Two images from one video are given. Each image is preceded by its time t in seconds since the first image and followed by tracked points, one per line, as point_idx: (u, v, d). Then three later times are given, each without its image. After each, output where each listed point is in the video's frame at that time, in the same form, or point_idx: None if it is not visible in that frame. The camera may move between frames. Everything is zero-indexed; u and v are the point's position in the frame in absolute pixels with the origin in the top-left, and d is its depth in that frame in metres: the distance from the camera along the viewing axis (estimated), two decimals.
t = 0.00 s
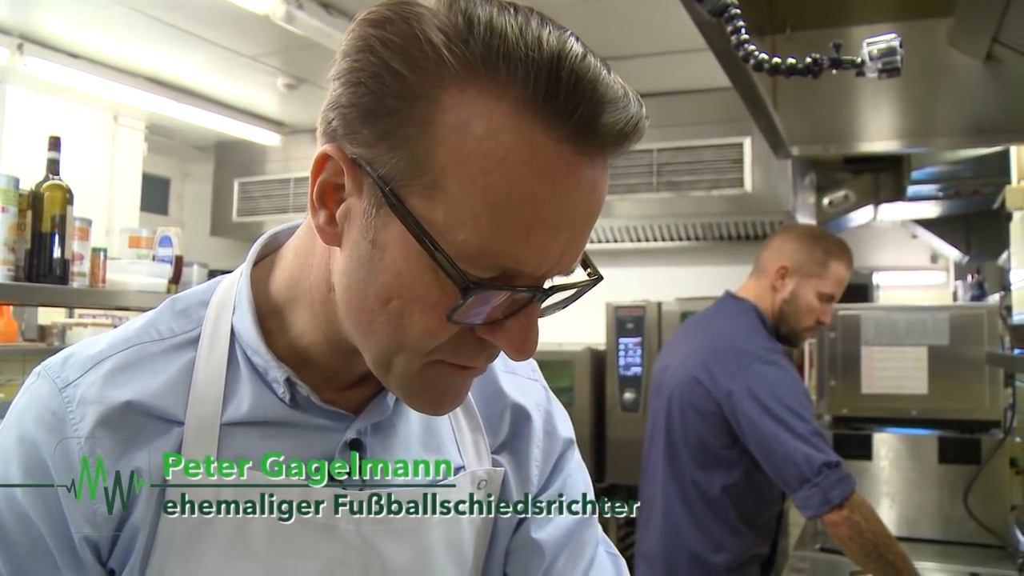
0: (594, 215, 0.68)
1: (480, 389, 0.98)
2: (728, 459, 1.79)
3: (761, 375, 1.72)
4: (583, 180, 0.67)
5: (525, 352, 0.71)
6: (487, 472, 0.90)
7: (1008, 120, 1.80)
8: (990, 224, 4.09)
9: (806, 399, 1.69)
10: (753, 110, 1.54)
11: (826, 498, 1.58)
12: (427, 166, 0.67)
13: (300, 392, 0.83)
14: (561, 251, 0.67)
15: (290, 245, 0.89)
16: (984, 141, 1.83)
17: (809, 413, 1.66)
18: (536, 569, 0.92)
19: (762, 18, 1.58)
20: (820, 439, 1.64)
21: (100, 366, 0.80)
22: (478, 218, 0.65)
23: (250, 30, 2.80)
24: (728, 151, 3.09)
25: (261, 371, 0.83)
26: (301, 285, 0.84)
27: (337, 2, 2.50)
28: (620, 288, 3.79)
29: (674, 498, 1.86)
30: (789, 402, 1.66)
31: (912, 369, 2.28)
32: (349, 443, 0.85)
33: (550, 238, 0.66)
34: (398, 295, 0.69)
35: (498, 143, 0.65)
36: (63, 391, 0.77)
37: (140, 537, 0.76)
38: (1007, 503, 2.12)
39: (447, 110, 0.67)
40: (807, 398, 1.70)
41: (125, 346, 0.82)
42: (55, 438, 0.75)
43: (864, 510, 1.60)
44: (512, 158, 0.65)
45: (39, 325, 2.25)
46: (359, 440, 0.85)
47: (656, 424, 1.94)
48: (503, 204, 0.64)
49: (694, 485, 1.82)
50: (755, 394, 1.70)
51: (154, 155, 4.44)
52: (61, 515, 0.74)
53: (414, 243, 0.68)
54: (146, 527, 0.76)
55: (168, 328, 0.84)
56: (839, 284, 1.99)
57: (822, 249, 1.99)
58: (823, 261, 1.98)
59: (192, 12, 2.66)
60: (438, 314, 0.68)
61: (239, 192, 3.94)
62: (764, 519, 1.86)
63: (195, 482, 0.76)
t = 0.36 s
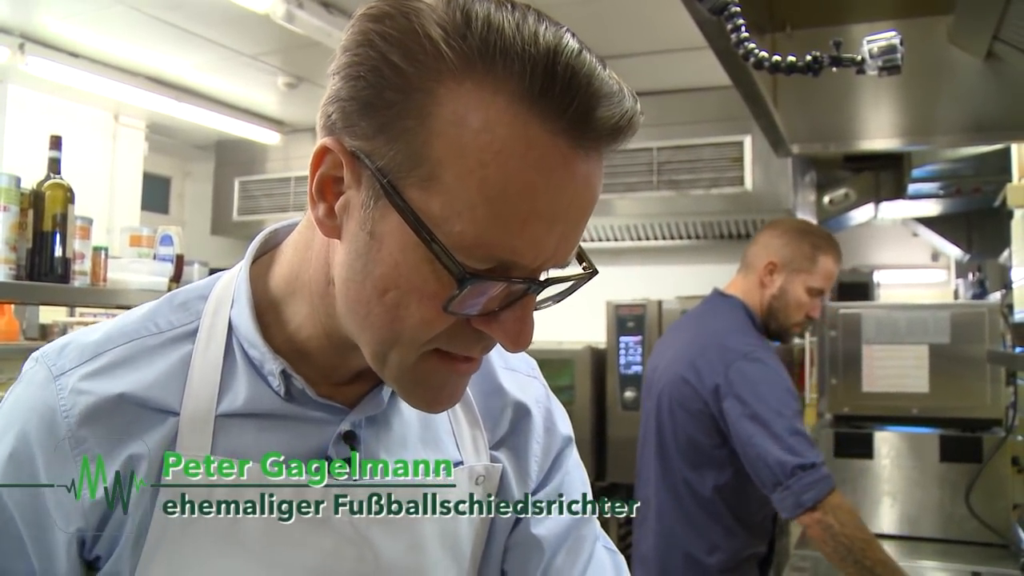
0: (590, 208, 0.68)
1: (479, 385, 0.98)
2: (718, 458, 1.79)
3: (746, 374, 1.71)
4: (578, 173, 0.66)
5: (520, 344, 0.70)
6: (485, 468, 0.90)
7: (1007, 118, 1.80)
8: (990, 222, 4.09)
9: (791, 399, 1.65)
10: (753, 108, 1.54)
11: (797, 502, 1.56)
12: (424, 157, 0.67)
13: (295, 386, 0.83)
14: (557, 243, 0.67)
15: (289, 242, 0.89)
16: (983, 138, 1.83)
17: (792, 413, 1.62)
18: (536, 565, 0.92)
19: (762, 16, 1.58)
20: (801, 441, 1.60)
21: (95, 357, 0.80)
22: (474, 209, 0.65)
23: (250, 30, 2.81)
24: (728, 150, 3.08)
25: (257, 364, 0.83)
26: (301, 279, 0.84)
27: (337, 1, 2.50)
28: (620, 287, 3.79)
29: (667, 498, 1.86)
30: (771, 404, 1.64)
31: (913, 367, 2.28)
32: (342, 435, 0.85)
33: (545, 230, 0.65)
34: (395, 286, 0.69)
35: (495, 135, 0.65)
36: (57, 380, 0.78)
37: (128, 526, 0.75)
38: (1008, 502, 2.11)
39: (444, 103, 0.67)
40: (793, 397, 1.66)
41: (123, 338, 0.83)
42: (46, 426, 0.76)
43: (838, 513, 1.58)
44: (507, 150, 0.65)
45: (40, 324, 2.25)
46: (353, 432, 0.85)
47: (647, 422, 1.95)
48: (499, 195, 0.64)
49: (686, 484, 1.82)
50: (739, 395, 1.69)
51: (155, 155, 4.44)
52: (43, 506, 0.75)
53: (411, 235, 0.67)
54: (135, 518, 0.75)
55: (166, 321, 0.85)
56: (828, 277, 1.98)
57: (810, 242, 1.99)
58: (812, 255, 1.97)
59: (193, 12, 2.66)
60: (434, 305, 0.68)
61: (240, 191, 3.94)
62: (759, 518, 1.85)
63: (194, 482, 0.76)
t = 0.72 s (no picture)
0: (565, 199, 0.69)
1: (456, 376, 0.99)
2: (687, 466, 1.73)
3: (701, 384, 1.65)
4: (553, 163, 0.67)
5: (504, 335, 0.71)
6: (470, 457, 0.92)
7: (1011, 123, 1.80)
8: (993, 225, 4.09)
9: (746, 417, 1.61)
10: (756, 111, 1.54)
11: (716, 525, 1.59)
12: (400, 156, 0.67)
13: (290, 391, 0.82)
14: (536, 235, 0.67)
15: (267, 245, 0.89)
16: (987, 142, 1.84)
17: (744, 435, 1.58)
18: (530, 546, 0.94)
19: (764, 20, 1.58)
20: (749, 463, 1.58)
21: (84, 378, 0.78)
22: (454, 206, 0.65)
23: (253, 34, 2.81)
24: (730, 153, 3.06)
25: (248, 372, 0.82)
26: (281, 284, 0.84)
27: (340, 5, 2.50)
28: (623, 290, 3.80)
29: (644, 505, 1.83)
30: (719, 419, 1.60)
31: (916, 371, 2.28)
32: (339, 437, 0.85)
33: (523, 222, 0.66)
34: (378, 285, 0.68)
35: (470, 131, 0.65)
36: (48, 406, 0.76)
37: (136, 541, 0.76)
38: (1011, 505, 2.11)
39: (418, 101, 0.67)
40: (746, 413, 1.61)
41: (106, 357, 0.81)
42: (45, 452, 0.74)
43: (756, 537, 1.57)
44: (483, 145, 0.65)
45: (44, 328, 2.25)
46: (349, 434, 0.85)
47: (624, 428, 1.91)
48: (476, 190, 0.65)
49: (660, 492, 1.79)
50: (691, 406, 1.65)
51: (158, 158, 4.45)
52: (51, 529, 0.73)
53: (392, 234, 0.67)
54: (142, 532, 0.76)
55: (149, 334, 0.83)
56: (801, 275, 1.93)
57: (782, 242, 1.93)
58: (784, 254, 1.93)
59: (196, 16, 2.67)
60: (418, 303, 0.68)
61: (242, 195, 3.94)
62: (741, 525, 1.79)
63: (195, 481, 0.76)
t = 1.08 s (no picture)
0: (567, 205, 0.69)
1: (456, 379, 0.99)
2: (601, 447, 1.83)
3: (601, 358, 1.79)
4: (555, 170, 0.67)
5: (504, 340, 0.71)
6: (469, 461, 0.92)
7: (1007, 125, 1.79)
8: (991, 229, 4.09)
9: (624, 391, 1.69)
10: (755, 116, 1.54)
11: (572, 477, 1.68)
12: (402, 160, 0.67)
13: (288, 391, 0.83)
14: (537, 240, 0.68)
15: (268, 247, 0.89)
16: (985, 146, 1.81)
17: (613, 404, 1.67)
18: (522, 555, 0.94)
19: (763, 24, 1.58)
20: (611, 430, 1.66)
21: (81, 377, 0.78)
22: (455, 211, 0.66)
23: (253, 36, 2.81)
24: (729, 157, 3.06)
25: (246, 372, 0.82)
26: (281, 286, 0.84)
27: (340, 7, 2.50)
28: (621, 293, 3.80)
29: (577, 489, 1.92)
30: (597, 385, 1.72)
31: (914, 375, 2.28)
32: (337, 438, 0.85)
33: (525, 228, 0.66)
34: (379, 288, 0.68)
35: (473, 136, 0.66)
36: (45, 404, 0.76)
37: (131, 542, 0.75)
38: (1009, 509, 2.11)
39: (421, 106, 0.67)
40: (625, 384, 1.70)
41: (105, 355, 0.81)
42: (40, 450, 0.74)
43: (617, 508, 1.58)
44: (485, 151, 0.65)
45: (42, 330, 2.24)
46: (346, 435, 0.85)
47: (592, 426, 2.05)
48: (478, 195, 0.65)
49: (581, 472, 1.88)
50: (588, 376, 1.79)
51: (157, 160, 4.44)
52: (45, 528, 0.73)
53: (393, 238, 0.67)
54: (137, 532, 0.75)
55: (147, 334, 0.83)
56: (721, 261, 1.82)
57: (702, 235, 1.89)
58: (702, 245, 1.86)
59: (195, 18, 2.67)
60: (417, 307, 0.68)
61: (241, 197, 3.94)
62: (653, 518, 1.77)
63: (195, 481, 0.76)
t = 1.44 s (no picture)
0: (560, 216, 0.69)
1: (459, 382, 1.00)
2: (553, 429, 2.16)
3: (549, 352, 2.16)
4: (547, 180, 0.67)
5: (494, 351, 0.71)
6: (471, 466, 0.92)
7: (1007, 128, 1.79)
8: (991, 231, 4.09)
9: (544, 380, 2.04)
10: (755, 117, 1.54)
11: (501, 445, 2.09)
12: (393, 169, 0.67)
13: (284, 395, 0.82)
14: (528, 251, 0.68)
15: (267, 252, 0.89)
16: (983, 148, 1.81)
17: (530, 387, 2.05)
18: (524, 560, 0.94)
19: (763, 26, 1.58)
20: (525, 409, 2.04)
21: (79, 379, 0.78)
22: (445, 221, 0.65)
23: (252, 38, 2.81)
24: (728, 159, 3.05)
25: (242, 375, 0.82)
26: (278, 292, 0.84)
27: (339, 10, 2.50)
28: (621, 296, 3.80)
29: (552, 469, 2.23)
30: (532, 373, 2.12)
31: (914, 377, 2.27)
32: (334, 442, 0.84)
33: (516, 239, 0.66)
34: (369, 297, 0.68)
35: (465, 146, 0.66)
36: (42, 406, 0.75)
37: (125, 545, 0.75)
38: (1010, 511, 2.11)
39: (413, 114, 0.67)
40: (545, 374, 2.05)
41: (102, 357, 0.80)
42: (36, 452, 0.73)
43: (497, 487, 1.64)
44: (477, 160, 0.65)
45: (42, 333, 2.24)
46: (344, 439, 0.85)
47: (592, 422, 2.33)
48: (469, 205, 0.65)
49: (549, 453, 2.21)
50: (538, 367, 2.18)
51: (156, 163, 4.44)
52: (40, 529, 0.73)
53: (383, 247, 0.67)
54: (131, 535, 0.75)
55: (146, 336, 0.83)
56: (619, 249, 2.08)
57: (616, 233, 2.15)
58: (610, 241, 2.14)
59: (195, 21, 2.67)
60: (406, 317, 0.68)
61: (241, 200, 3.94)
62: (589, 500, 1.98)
63: (195, 481, 0.76)
